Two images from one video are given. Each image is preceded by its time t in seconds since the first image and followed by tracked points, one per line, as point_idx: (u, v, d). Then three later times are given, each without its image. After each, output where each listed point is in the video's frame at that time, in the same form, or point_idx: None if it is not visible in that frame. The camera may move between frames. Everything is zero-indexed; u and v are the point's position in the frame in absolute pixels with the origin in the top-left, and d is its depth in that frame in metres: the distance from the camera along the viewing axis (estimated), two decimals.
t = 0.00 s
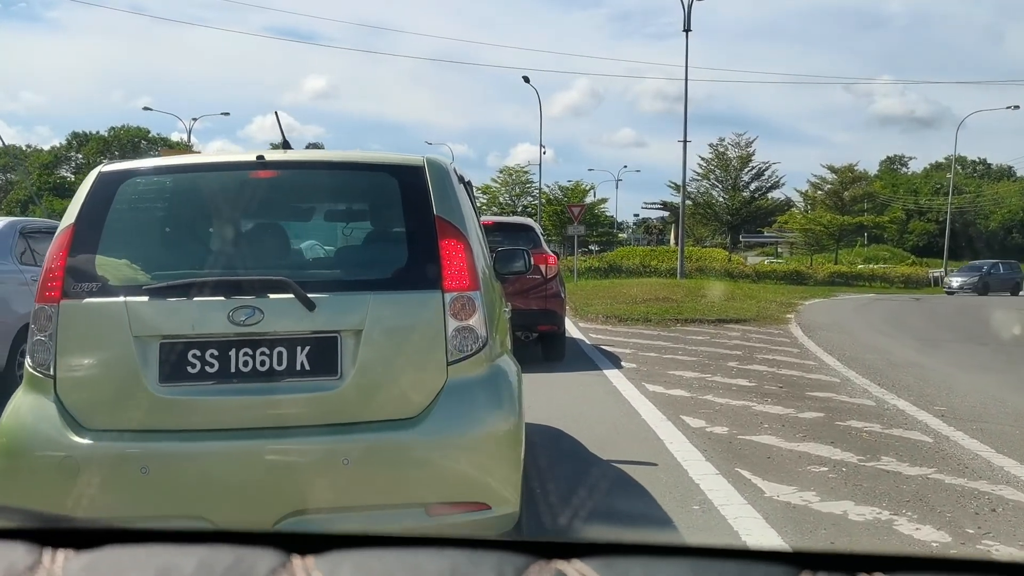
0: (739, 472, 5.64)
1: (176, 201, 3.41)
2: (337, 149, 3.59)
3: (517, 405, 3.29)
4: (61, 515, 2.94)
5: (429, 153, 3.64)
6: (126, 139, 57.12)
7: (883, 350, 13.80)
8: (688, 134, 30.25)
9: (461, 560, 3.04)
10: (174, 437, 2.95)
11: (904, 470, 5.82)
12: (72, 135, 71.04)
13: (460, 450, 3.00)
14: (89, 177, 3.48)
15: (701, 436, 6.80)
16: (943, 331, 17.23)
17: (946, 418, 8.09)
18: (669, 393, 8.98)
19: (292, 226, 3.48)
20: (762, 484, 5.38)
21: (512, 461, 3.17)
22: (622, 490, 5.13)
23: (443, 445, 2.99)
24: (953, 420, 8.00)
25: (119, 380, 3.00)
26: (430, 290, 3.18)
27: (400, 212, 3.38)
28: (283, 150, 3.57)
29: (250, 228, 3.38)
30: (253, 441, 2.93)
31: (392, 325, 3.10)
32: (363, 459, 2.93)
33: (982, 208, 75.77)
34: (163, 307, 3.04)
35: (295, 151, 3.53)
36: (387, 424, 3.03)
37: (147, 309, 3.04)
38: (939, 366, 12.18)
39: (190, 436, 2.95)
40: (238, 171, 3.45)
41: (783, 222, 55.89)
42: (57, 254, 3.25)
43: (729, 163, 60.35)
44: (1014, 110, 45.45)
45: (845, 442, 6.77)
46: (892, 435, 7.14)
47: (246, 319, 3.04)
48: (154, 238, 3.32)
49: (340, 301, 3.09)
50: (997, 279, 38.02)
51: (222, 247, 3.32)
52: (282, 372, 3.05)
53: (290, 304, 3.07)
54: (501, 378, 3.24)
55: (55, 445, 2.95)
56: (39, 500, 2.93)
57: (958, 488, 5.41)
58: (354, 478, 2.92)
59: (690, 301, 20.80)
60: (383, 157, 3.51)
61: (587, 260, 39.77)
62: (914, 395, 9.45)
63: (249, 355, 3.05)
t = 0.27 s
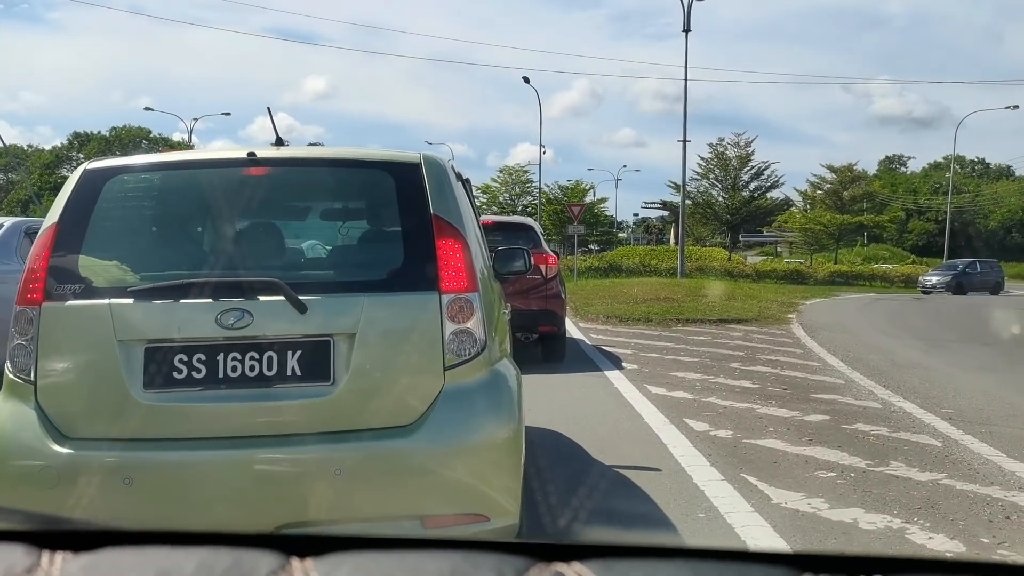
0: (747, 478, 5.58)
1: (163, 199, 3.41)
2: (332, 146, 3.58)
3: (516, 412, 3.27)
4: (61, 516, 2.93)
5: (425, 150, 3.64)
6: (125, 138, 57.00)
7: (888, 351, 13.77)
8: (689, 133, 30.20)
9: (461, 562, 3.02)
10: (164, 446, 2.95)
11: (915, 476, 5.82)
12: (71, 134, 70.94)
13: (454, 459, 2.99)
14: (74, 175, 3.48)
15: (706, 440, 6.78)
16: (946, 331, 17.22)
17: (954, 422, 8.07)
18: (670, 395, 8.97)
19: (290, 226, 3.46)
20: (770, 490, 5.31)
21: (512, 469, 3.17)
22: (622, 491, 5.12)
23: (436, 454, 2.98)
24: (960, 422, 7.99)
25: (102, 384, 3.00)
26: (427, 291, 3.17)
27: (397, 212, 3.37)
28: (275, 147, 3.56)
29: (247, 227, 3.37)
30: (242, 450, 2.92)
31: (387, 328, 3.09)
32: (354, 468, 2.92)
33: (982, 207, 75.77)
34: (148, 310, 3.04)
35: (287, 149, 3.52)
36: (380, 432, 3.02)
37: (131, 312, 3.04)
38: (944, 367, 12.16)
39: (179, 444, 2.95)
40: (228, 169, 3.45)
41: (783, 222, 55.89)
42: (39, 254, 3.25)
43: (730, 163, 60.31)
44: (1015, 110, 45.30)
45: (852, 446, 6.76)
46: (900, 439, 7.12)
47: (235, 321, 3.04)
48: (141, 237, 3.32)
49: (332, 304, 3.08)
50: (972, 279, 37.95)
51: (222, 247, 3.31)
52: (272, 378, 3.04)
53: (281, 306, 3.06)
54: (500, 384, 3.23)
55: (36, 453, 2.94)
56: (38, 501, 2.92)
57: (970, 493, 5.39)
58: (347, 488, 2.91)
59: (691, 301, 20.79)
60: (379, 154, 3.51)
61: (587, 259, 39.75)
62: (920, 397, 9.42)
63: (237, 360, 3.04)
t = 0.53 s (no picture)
0: (752, 484, 5.55)
1: (151, 198, 3.43)
2: (328, 144, 3.57)
3: (517, 417, 3.26)
4: (60, 517, 2.92)
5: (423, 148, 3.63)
6: (125, 138, 56.98)
7: (891, 352, 13.77)
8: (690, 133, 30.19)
9: (462, 562, 2.99)
10: (156, 453, 2.95)
11: (923, 480, 5.80)
12: (71, 135, 70.96)
13: (451, 465, 2.99)
14: (59, 173, 3.47)
15: (709, 444, 6.76)
16: (948, 332, 17.22)
17: (960, 424, 8.06)
18: (672, 396, 8.96)
19: (287, 225, 3.46)
20: (776, 496, 5.27)
21: (512, 475, 3.16)
22: (622, 493, 5.12)
23: (432, 461, 2.97)
24: (967, 425, 7.97)
25: (88, 388, 2.99)
26: (425, 293, 3.17)
27: (394, 212, 3.36)
28: (267, 145, 3.56)
29: (244, 227, 3.38)
30: (234, 458, 2.92)
31: (383, 331, 3.09)
32: (350, 475, 2.92)
33: (983, 208, 75.78)
34: (136, 313, 3.03)
35: (279, 146, 3.51)
36: (377, 438, 3.02)
37: (118, 315, 3.03)
38: (948, 368, 12.15)
39: (171, 452, 2.95)
40: (218, 167, 3.44)
41: (784, 222, 55.88)
42: (22, 255, 3.23)
43: (731, 163, 60.30)
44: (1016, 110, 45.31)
45: (858, 449, 6.75)
46: (907, 442, 7.12)
47: (225, 325, 3.03)
48: (129, 238, 3.33)
49: (325, 307, 3.08)
50: (945, 280, 37.79)
51: (221, 248, 3.30)
52: (264, 383, 3.04)
53: (273, 308, 3.06)
54: (499, 388, 3.23)
55: (19, 460, 2.94)
56: (40, 501, 2.92)
57: (979, 498, 5.38)
58: (343, 495, 2.91)
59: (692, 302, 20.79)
60: (374, 152, 3.50)
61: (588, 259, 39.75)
62: (924, 399, 9.41)
63: (227, 365, 3.03)
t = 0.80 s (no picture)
0: (755, 486, 5.54)
1: (143, 196, 3.43)
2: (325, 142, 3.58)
3: (517, 419, 3.26)
4: (60, 516, 2.92)
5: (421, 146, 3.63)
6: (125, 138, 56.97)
7: (892, 351, 13.78)
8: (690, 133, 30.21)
9: (463, 562, 3.00)
10: (151, 458, 2.95)
11: (928, 482, 5.81)
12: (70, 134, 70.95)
13: (449, 468, 2.99)
14: (49, 170, 3.47)
15: (711, 445, 6.77)
16: (948, 331, 17.24)
17: (963, 425, 8.06)
18: (673, 397, 8.96)
19: (283, 225, 3.46)
20: (780, 498, 5.26)
21: (512, 478, 3.16)
22: (621, 492, 5.12)
23: (431, 463, 2.98)
24: (971, 426, 7.97)
25: (78, 389, 3.00)
26: (423, 294, 3.17)
27: (392, 212, 3.37)
28: (261, 142, 3.57)
29: (243, 226, 3.38)
30: (230, 461, 2.93)
31: (381, 331, 3.09)
32: (347, 478, 2.93)
33: (983, 207, 75.81)
34: (127, 314, 3.04)
35: (274, 143, 3.52)
36: (376, 441, 3.03)
37: (109, 316, 3.03)
38: (950, 368, 12.16)
39: (167, 456, 2.95)
40: (211, 164, 3.44)
41: (784, 222, 55.90)
42: (11, 255, 3.22)
43: (731, 163, 60.31)
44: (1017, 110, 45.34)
45: (861, 451, 6.75)
46: (910, 443, 7.12)
47: (218, 326, 3.04)
48: (120, 237, 3.33)
49: (320, 308, 3.08)
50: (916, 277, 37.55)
51: (222, 248, 3.30)
52: (259, 385, 3.04)
53: (268, 309, 3.06)
54: (499, 390, 3.23)
55: (8, 463, 2.94)
56: (38, 501, 2.92)
57: (983, 500, 5.39)
58: (341, 497, 2.92)
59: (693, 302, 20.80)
60: (371, 149, 3.52)
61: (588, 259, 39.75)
62: (926, 399, 9.42)
63: (221, 367, 3.04)
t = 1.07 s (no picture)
0: (758, 489, 5.54)
1: (138, 195, 3.42)
2: (324, 142, 3.59)
3: (516, 421, 3.25)
4: (60, 517, 2.92)
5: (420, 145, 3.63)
6: (125, 137, 56.98)
7: (894, 352, 13.79)
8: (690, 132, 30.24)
9: (463, 562, 2.98)
10: (148, 461, 2.95)
11: (932, 484, 5.81)
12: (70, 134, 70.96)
13: (447, 470, 2.98)
14: (44, 169, 3.47)
15: (712, 447, 6.77)
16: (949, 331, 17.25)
17: (966, 426, 8.06)
18: (673, 398, 8.97)
19: (280, 224, 3.44)
20: (783, 501, 5.26)
21: (511, 480, 3.15)
22: (621, 492, 5.12)
23: (429, 466, 2.97)
24: (974, 428, 7.97)
25: (71, 390, 3.00)
26: (422, 294, 3.17)
27: (390, 211, 3.37)
28: (258, 141, 3.57)
29: (242, 224, 3.37)
30: (227, 465, 2.93)
31: (380, 332, 3.09)
32: (345, 482, 2.93)
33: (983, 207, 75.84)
34: (121, 315, 3.03)
35: (271, 143, 3.52)
36: (374, 444, 3.02)
37: (103, 317, 3.03)
38: (952, 369, 12.17)
39: (165, 458, 2.95)
40: (208, 164, 3.45)
41: (784, 222, 55.93)
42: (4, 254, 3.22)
43: (731, 163, 60.34)
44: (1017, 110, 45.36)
45: (864, 453, 6.75)
46: (912, 445, 7.13)
47: (213, 327, 3.03)
48: (115, 236, 3.32)
49: (318, 308, 3.08)
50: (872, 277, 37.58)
51: (222, 247, 3.30)
52: (256, 388, 3.04)
53: (264, 309, 3.06)
54: (498, 392, 3.22)
55: None
56: (39, 504, 2.91)
57: (988, 503, 5.39)
58: (339, 500, 2.92)
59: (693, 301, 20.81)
60: (371, 149, 3.52)
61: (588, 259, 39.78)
62: (928, 400, 9.42)
63: (216, 368, 3.03)
